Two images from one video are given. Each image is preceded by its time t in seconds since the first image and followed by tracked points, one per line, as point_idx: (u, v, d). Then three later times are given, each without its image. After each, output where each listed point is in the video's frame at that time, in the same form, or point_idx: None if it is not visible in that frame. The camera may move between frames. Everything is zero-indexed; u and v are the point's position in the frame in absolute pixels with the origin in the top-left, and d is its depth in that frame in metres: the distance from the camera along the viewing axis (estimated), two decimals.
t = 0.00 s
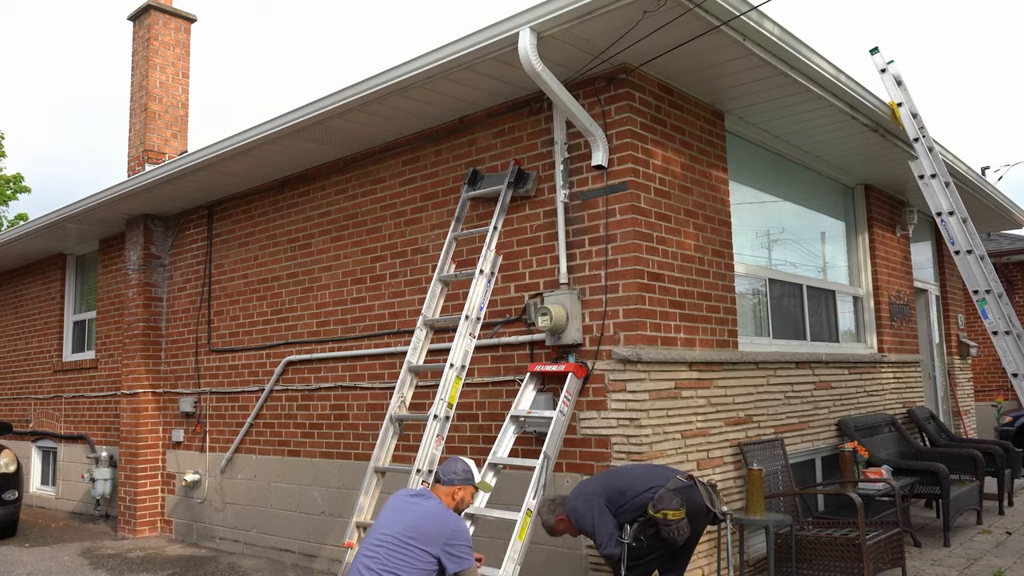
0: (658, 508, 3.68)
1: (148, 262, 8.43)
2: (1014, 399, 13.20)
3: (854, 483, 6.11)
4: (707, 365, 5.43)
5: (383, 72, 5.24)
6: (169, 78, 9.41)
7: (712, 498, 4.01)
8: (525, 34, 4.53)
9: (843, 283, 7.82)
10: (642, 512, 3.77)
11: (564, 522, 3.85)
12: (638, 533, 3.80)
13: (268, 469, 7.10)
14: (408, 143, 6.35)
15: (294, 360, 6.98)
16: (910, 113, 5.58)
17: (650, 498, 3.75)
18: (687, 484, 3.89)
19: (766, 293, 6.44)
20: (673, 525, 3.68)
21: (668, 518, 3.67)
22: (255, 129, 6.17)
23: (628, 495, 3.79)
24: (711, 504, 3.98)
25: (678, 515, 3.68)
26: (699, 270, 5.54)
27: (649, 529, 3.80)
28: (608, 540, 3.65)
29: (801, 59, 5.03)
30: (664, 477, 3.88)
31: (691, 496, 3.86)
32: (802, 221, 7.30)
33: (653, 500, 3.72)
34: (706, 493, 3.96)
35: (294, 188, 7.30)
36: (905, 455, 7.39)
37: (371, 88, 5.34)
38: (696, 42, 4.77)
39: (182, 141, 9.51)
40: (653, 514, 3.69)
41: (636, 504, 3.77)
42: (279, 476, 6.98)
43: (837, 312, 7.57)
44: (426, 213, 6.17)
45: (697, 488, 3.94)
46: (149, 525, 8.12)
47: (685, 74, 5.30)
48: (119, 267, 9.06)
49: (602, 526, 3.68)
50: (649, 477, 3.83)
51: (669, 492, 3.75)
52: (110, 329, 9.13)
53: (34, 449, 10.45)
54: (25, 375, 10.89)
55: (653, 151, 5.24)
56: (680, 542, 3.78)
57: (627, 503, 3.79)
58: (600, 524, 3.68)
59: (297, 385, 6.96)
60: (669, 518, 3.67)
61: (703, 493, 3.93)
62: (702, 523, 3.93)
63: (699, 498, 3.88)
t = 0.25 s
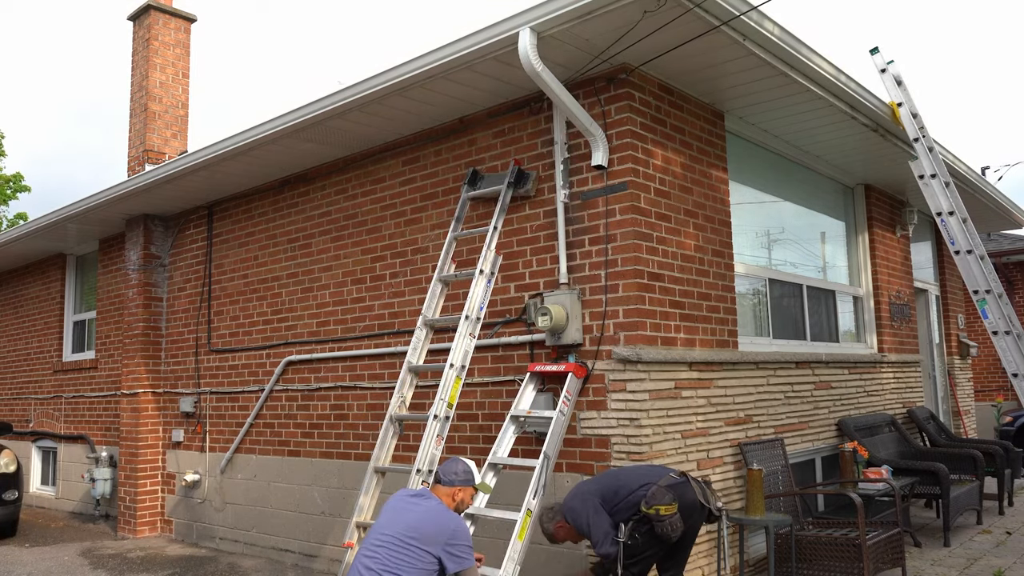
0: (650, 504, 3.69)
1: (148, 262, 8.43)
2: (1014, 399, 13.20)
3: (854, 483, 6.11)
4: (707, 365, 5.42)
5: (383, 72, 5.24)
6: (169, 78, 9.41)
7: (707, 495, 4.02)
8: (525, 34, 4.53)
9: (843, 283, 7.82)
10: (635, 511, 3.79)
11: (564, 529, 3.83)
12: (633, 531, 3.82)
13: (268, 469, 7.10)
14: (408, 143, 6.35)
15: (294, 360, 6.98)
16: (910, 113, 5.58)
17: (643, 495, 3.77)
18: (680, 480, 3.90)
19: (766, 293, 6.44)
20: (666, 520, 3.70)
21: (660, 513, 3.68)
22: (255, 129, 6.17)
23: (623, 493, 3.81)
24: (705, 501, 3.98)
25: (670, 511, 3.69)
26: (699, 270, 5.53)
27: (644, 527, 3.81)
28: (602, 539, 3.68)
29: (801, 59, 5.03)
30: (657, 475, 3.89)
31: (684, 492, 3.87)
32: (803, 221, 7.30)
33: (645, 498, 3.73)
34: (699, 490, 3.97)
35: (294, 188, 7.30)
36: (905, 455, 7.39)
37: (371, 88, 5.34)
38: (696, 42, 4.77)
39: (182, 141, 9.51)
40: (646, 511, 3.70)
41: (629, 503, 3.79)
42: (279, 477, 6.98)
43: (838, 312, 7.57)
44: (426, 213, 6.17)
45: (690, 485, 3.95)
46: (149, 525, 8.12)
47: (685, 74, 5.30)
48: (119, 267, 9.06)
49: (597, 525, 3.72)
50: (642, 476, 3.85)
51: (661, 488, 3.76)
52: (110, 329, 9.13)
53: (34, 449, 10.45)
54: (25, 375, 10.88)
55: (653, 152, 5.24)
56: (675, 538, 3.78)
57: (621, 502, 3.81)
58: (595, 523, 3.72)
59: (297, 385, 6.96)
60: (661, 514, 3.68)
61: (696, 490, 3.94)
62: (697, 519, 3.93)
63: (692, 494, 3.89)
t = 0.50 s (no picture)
0: (646, 503, 3.68)
1: (148, 262, 8.43)
2: (1014, 399, 13.20)
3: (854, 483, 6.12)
4: (707, 365, 5.42)
5: (383, 72, 5.24)
6: (169, 78, 9.41)
7: (701, 494, 4.02)
8: (525, 34, 4.53)
9: (843, 283, 7.82)
10: (631, 511, 3.78)
11: (557, 532, 3.84)
12: (629, 532, 3.81)
13: (268, 469, 7.10)
14: (408, 143, 6.35)
15: (294, 360, 6.98)
16: (910, 113, 5.58)
17: (638, 496, 3.76)
18: (675, 480, 3.90)
19: (766, 293, 6.44)
20: (662, 520, 3.70)
21: (656, 513, 3.68)
22: (255, 129, 6.17)
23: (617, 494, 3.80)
24: (700, 500, 3.99)
25: (666, 510, 3.69)
26: (699, 270, 5.53)
27: (640, 527, 3.81)
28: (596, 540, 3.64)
29: (801, 59, 5.03)
30: (651, 475, 3.89)
31: (679, 492, 3.87)
32: (802, 221, 7.30)
33: (641, 498, 3.72)
34: (694, 489, 3.97)
35: (294, 188, 7.30)
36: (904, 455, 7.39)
37: (371, 87, 5.34)
38: (696, 42, 4.77)
39: (182, 141, 9.51)
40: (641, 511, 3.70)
41: (624, 503, 3.79)
42: (279, 477, 6.98)
43: (838, 312, 7.57)
44: (426, 212, 6.17)
45: (685, 484, 3.95)
46: (149, 525, 8.12)
47: (685, 74, 5.29)
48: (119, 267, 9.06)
49: (592, 526, 3.70)
50: (637, 476, 3.85)
51: (657, 488, 3.75)
52: (110, 329, 9.13)
53: (34, 449, 10.45)
54: (25, 375, 10.88)
55: (654, 152, 5.24)
56: (670, 538, 3.80)
57: (616, 502, 3.80)
58: (590, 524, 3.70)
59: (297, 385, 6.96)
60: (658, 514, 3.68)
61: (690, 489, 3.94)
62: (692, 519, 3.93)
63: (688, 494, 3.89)
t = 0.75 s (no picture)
0: (646, 505, 3.68)
1: (148, 262, 8.43)
2: (1014, 399, 13.20)
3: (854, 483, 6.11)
4: (707, 365, 5.43)
5: (383, 72, 5.24)
6: (169, 78, 9.41)
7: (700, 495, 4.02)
8: (525, 34, 4.53)
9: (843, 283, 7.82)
10: (630, 512, 3.78)
11: (555, 534, 3.87)
12: (628, 533, 3.81)
13: (268, 469, 7.10)
14: (408, 143, 6.35)
15: (294, 360, 6.98)
16: (910, 113, 5.58)
17: (637, 496, 3.76)
18: (674, 481, 3.89)
19: (766, 293, 6.44)
20: (661, 521, 3.70)
21: (656, 514, 3.68)
22: (255, 129, 6.17)
23: (614, 496, 3.80)
24: (700, 501, 3.98)
25: (665, 511, 3.68)
26: (699, 270, 5.53)
27: (640, 528, 3.81)
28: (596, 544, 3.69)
29: (801, 58, 5.03)
30: (650, 476, 3.88)
31: (679, 493, 3.87)
32: (802, 221, 7.30)
33: (640, 498, 3.72)
34: (693, 490, 3.96)
35: (294, 188, 7.30)
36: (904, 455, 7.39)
37: (371, 87, 5.34)
38: (696, 42, 4.77)
39: (182, 141, 9.51)
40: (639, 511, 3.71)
41: (622, 504, 3.79)
42: (279, 477, 6.98)
43: (838, 312, 7.57)
44: (426, 213, 6.17)
45: (684, 485, 3.94)
46: (149, 525, 8.12)
47: (686, 74, 5.29)
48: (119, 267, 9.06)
49: (590, 527, 3.71)
50: (635, 477, 3.84)
51: (656, 489, 3.75)
52: (110, 329, 9.13)
53: (34, 449, 10.45)
54: (25, 375, 10.88)
55: (654, 152, 5.24)
56: (670, 538, 3.79)
57: (614, 503, 3.81)
58: (588, 525, 3.71)
59: (297, 385, 6.96)
60: (657, 515, 3.68)
61: (690, 490, 3.94)
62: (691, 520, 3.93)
63: (688, 495, 3.88)
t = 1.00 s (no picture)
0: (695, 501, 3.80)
1: (148, 262, 8.43)
2: (1013, 399, 13.20)
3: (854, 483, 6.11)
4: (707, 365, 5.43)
5: (383, 72, 5.24)
6: (169, 78, 9.41)
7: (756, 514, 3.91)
8: (525, 34, 4.53)
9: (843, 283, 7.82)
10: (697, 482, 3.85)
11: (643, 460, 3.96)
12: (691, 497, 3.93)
13: (268, 469, 7.10)
14: (408, 143, 6.35)
15: (294, 360, 6.98)
16: (910, 113, 5.57)
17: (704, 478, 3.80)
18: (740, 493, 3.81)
19: (766, 293, 6.44)
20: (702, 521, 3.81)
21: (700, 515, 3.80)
22: (256, 129, 6.17)
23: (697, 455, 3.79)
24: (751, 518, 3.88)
25: (707, 518, 3.77)
26: (699, 270, 5.53)
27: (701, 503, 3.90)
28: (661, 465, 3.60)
29: (801, 58, 5.03)
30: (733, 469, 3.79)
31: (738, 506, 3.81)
32: (802, 221, 7.30)
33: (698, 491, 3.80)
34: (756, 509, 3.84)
35: (294, 188, 7.29)
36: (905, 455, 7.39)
37: (370, 87, 5.34)
38: (696, 42, 4.77)
39: (182, 141, 9.51)
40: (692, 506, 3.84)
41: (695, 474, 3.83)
42: (279, 477, 6.98)
43: (838, 312, 7.57)
44: (426, 213, 6.17)
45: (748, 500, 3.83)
46: (149, 525, 8.12)
47: (686, 74, 5.29)
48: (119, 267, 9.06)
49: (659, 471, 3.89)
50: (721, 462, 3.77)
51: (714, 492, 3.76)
52: (110, 329, 9.13)
53: (33, 450, 10.45)
54: (25, 375, 10.88)
55: (654, 152, 5.24)
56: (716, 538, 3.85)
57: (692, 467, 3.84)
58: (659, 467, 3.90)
59: (297, 385, 6.96)
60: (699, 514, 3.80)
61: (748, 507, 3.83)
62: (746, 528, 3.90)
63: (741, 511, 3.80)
